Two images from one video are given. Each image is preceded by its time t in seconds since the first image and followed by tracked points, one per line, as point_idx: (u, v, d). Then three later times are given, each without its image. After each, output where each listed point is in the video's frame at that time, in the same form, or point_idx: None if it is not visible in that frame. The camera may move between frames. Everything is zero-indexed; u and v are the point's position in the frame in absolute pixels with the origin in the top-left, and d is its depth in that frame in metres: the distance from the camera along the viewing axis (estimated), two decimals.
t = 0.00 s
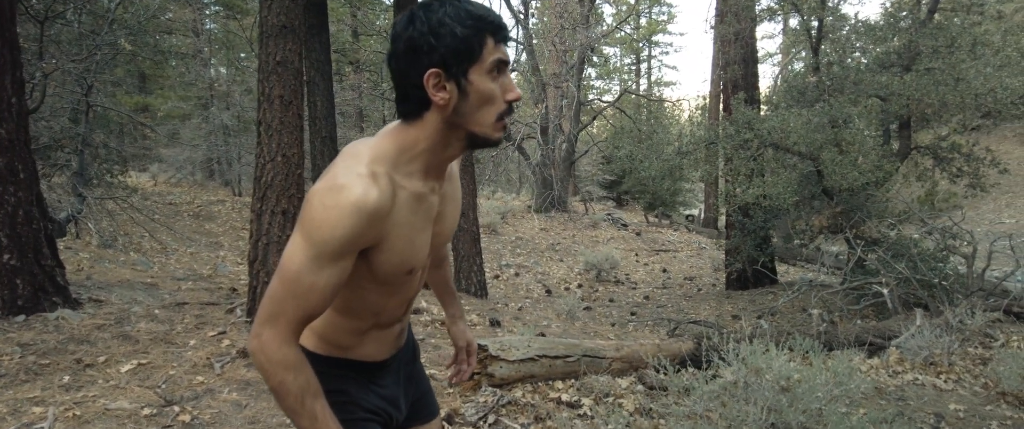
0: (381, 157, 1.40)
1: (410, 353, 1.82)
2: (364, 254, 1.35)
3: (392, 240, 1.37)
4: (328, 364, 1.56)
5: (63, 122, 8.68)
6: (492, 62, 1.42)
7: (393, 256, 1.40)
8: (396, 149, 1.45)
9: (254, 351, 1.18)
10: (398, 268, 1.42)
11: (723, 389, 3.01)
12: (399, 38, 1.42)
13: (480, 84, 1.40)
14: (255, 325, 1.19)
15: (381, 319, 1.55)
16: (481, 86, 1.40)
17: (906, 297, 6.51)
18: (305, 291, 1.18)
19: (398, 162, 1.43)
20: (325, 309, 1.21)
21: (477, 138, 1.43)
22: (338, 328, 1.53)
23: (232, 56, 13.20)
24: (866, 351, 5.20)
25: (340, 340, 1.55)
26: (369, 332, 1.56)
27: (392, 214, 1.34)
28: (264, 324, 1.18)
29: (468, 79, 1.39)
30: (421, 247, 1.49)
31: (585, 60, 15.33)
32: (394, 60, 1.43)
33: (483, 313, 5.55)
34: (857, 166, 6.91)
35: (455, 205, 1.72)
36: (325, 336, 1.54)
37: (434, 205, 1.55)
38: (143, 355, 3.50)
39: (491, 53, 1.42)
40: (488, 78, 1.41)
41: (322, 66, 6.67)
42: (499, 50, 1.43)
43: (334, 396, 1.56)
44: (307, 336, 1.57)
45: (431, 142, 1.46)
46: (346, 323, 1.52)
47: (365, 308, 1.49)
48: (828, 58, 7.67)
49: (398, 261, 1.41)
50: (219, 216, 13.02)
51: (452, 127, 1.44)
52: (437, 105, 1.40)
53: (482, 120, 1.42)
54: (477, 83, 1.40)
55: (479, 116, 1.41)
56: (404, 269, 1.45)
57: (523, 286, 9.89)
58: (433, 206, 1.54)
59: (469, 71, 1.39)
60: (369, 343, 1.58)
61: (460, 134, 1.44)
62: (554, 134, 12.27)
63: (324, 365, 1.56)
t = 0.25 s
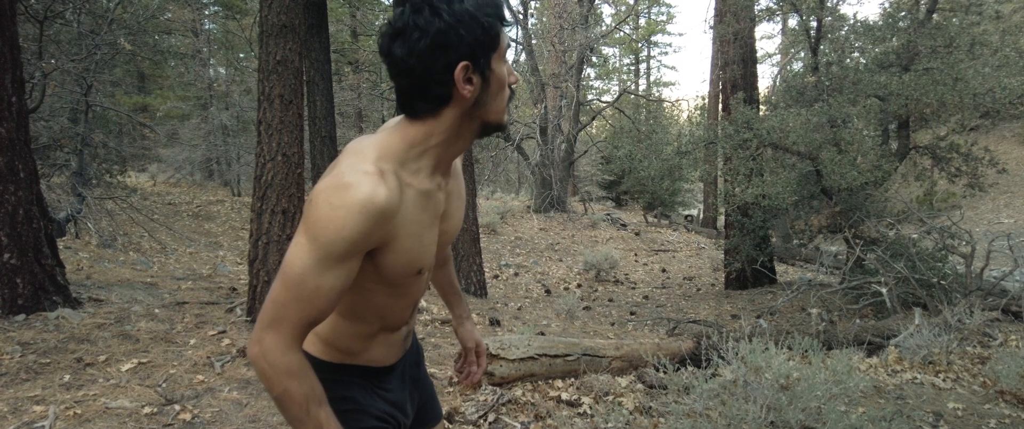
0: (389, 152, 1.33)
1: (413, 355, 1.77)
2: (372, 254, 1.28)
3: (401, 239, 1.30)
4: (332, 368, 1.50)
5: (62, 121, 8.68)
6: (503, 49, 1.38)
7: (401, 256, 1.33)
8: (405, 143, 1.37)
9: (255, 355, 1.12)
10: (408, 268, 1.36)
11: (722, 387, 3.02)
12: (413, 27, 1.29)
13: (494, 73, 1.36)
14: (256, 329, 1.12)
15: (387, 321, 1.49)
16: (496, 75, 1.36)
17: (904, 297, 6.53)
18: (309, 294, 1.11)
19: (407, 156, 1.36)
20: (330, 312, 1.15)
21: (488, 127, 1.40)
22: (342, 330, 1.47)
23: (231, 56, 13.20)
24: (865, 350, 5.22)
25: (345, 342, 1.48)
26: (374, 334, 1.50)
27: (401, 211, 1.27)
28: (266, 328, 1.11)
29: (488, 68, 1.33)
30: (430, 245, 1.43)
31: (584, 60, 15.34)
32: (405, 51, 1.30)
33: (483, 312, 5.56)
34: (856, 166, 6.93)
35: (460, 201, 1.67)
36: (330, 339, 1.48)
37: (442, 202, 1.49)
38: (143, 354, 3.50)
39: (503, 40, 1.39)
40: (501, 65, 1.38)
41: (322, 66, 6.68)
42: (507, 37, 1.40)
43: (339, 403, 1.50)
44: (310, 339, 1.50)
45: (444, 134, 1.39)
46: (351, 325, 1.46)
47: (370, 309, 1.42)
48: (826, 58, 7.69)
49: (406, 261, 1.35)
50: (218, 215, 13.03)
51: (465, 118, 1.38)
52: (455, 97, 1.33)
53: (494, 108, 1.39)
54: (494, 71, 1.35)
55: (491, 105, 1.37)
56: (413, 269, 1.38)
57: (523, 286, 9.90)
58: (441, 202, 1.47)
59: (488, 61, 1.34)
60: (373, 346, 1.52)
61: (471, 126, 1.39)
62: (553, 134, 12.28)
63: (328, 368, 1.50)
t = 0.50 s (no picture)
0: (389, 151, 1.32)
1: (416, 358, 1.75)
2: (376, 255, 1.27)
3: (405, 239, 1.29)
4: (338, 373, 1.48)
5: (61, 122, 8.70)
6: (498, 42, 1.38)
7: (406, 256, 1.31)
8: (404, 142, 1.36)
9: (263, 363, 1.11)
10: (412, 267, 1.34)
11: (717, 386, 3.04)
12: (411, 23, 1.27)
13: (490, 65, 1.35)
14: (262, 336, 1.10)
15: (392, 323, 1.48)
16: (492, 67, 1.36)
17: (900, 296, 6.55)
18: (315, 298, 1.10)
19: (407, 154, 1.35)
20: (336, 316, 1.14)
21: (485, 119, 1.40)
22: (346, 334, 1.45)
23: (230, 57, 13.22)
24: (860, 349, 5.25)
25: (350, 346, 1.46)
26: (379, 336, 1.48)
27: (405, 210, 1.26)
28: (274, 334, 1.10)
29: (483, 61, 1.33)
30: (432, 244, 1.41)
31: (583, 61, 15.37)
32: (404, 47, 1.28)
33: (481, 312, 5.58)
34: (853, 166, 6.95)
35: (459, 198, 1.66)
36: (336, 343, 1.46)
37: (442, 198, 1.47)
38: (143, 353, 3.53)
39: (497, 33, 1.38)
40: (495, 57, 1.37)
41: (321, 67, 6.70)
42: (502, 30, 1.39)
43: (349, 410, 1.47)
44: (317, 346, 1.48)
45: (443, 130, 1.38)
46: (355, 328, 1.44)
47: (375, 312, 1.41)
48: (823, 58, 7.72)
49: (411, 260, 1.33)
50: (217, 216, 13.05)
51: (464, 113, 1.37)
52: (455, 92, 1.32)
53: (491, 99, 1.38)
54: (489, 64, 1.35)
55: (488, 97, 1.37)
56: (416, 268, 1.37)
57: (521, 286, 9.93)
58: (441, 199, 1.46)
59: (484, 55, 1.33)
60: (378, 349, 1.50)
61: (470, 120, 1.39)
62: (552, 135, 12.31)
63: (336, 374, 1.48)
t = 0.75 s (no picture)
0: (389, 150, 1.31)
1: (415, 359, 1.73)
2: (379, 254, 1.26)
3: (409, 237, 1.28)
4: (343, 375, 1.45)
5: (61, 123, 8.72)
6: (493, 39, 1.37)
7: (410, 253, 1.30)
8: (404, 141, 1.34)
9: (270, 364, 1.10)
10: (415, 266, 1.33)
11: (711, 385, 3.06)
12: (410, 22, 1.25)
13: (486, 62, 1.35)
14: (268, 338, 1.09)
15: (396, 323, 1.46)
16: (488, 63, 1.35)
17: (896, 296, 6.59)
18: (321, 298, 1.09)
19: (406, 153, 1.34)
20: (342, 315, 1.13)
21: (482, 116, 1.39)
22: (350, 336, 1.43)
23: (230, 57, 13.25)
24: (856, 349, 5.28)
25: (354, 348, 1.44)
26: (383, 337, 1.47)
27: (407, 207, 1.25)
28: (280, 336, 1.09)
29: (480, 58, 1.32)
30: (433, 242, 1.40)
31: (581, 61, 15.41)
32: (403, 46, 1.25)
33: (478, 312, 5.62)
34: (849, 166, 6.98)
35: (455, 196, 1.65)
36: (339, 345, 1.44)
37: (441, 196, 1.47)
38: (142, 353, 3.55)
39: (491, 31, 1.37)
40: (490, 55, 1.36)
41: (320, 69, 6.74)
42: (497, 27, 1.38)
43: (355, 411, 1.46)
44: (320, 348, 1.46)
45: (442, 127, 1.37)
46: (358, 329, 1.42)
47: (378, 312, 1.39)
48: (820, 59, 7.75)
49: (414, 258, 1.32)
50: (216, 217, 13.07)
51: (461, 110, 1.36)
52: (452, 90, 1.31)
53: (487, 95, 1.37)
54: (485, 61, 1.34)
55: (484, 94, 1.36)
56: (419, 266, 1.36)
57: (519, 286, 9.96)
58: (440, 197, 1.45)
59: (481, 53, 1.32)
60: (382, 350, 1.49)
61: (467, 116, 1.38)
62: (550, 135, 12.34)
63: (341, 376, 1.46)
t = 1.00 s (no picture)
0: (385, 148, 1.32)
1: (409, 356, 1.75)
2: (376, 250, 1.27)
3: (405, 233, 1.29)
4: (340, 370, 1.47)
5: (60, 124, 8.75)
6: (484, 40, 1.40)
7: (405, 249, 1.32)
8: (399, 139, 1.36)
9: (270, 359, 1.10)
10: (411, 262, 1.35)
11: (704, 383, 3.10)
12: (403, 23, 1.28)
13: (478, 62, 1.37)
14: (268, 333, 1.10)
15: (392, 319, 1.48)
16: (480, 63, 1.38)
17: (892, 295, 6.62)
18: (321, 292, 1.10)
19: (401, 151, 1.36)
20: (341, 309, 1.15)
21: (474, 115, 1.41)
22: (347, 331, 1.44)
23: (229, 58, 13.28)
24: (851, 348, 5.31)
25: (351, 343, 1.45)
26: (379, 333, 1.48)
27: (404, 203, 1.26)
28: (281, 330, 1.10)
29: (473, 58, 1.35)
30: (428, 239, 1.42)
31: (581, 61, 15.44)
32: (398, 46, 1.28)
33: (476, 312, 5.65)
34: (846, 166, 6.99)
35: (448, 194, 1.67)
36: (336, 341, 1.45)
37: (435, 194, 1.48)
38: (142, 352, 3.59)
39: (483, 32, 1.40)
40: (482, 55, 1.39)
41: (319, 70, 6.77)
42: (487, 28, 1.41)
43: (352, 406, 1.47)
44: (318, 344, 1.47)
45: (435, 126, 1.39)
46: (355, 325, 1.44)
47: (374, 308, 1.41)
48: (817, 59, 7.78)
49: (410, 254, 1.34)
50: (216, 217, 13.10)
51: (455, 109, 1.39)
52: (445, 89, 1.33)
53: (479, 94, 1.40)
54: (477, 61, 1.37)
55: (477, 92, 1.39)
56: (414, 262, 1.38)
57: (518, 286, 9.99)
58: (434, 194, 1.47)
59: (473, 53, 1.35)
60: (379, 345, 1.50)
61: (461, 115, 1.40)
62: (550, 135, 12.37)
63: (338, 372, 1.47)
